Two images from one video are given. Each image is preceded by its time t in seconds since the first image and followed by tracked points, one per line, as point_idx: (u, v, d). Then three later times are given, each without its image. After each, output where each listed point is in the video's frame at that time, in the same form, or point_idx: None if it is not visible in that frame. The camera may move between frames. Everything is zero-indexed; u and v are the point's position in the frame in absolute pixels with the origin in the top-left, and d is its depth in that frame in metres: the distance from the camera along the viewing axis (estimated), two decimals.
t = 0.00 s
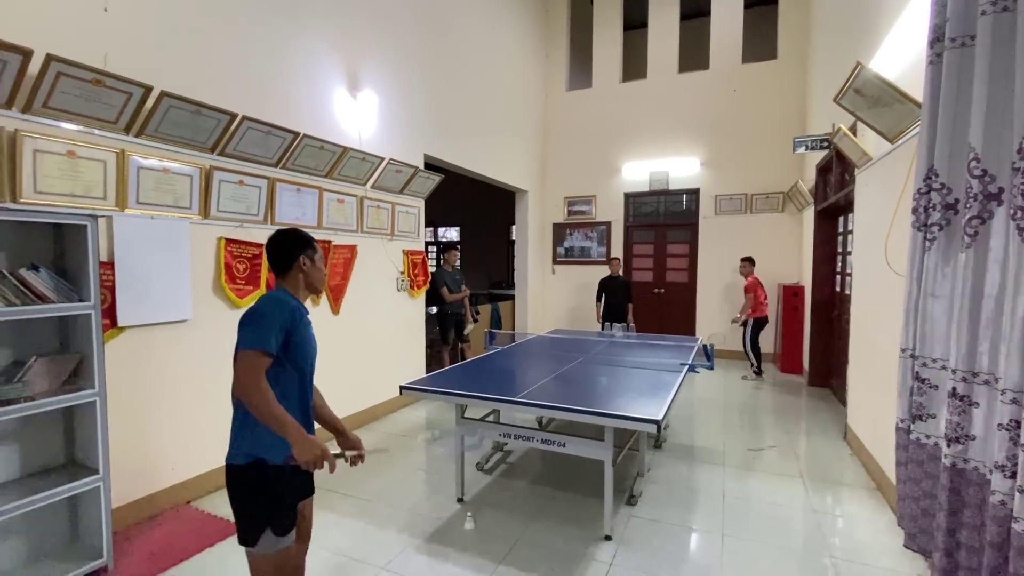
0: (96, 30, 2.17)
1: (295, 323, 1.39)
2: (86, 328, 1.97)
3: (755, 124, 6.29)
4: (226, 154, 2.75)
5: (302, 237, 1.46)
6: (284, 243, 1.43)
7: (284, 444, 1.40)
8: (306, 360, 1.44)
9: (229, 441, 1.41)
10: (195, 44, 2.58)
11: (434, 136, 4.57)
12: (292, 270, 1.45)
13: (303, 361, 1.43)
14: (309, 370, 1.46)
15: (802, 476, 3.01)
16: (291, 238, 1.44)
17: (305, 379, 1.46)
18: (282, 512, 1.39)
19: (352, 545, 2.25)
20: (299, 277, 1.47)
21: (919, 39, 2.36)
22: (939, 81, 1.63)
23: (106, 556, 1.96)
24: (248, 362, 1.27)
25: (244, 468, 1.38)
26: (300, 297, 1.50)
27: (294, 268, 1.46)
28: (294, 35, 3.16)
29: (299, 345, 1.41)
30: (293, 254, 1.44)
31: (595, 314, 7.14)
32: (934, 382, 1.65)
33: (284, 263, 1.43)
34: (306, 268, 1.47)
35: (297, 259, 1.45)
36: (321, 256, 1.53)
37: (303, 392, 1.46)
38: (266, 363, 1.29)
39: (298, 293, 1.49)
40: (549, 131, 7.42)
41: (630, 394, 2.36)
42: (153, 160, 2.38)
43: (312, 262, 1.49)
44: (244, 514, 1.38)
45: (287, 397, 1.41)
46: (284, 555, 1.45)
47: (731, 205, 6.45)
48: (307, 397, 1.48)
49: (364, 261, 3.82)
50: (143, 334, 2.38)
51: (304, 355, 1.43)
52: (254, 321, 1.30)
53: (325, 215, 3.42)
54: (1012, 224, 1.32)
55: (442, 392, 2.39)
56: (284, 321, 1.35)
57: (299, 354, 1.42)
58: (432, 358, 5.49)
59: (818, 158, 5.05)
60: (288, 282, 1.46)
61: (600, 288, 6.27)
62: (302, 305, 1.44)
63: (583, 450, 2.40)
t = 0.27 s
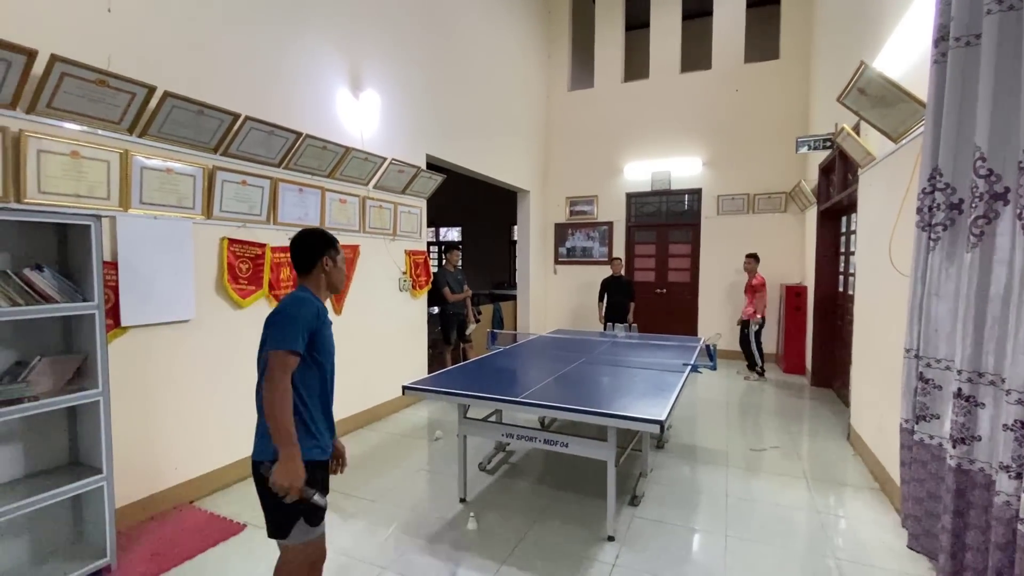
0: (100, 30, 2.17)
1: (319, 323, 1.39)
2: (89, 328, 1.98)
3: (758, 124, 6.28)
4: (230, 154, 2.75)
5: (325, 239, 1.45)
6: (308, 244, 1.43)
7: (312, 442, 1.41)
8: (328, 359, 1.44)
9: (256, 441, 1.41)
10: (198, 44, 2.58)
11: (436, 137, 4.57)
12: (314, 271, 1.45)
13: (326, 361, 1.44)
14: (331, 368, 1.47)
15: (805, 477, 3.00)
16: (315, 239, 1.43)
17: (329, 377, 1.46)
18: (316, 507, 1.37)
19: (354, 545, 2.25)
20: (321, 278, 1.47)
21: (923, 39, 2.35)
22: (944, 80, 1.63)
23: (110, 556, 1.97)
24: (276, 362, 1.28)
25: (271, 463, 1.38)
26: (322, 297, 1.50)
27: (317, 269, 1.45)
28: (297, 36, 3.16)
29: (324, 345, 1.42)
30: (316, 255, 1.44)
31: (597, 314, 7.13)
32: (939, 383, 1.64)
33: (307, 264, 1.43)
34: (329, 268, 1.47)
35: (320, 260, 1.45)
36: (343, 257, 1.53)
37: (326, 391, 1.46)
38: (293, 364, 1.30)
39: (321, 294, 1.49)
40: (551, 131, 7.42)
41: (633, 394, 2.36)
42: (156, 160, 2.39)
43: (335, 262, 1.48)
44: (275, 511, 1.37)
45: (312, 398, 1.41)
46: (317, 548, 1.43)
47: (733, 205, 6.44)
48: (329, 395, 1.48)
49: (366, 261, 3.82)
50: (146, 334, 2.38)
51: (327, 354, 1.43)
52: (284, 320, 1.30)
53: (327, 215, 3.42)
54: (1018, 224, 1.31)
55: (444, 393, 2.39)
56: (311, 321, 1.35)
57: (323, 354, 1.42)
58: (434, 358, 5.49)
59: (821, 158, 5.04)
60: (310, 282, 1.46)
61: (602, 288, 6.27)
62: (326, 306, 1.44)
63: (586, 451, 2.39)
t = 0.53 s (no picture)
0: (102, 32, 2.17)
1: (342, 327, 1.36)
2: (91, 328, 1.98)
3: (759, 125, 6.27)
4: (231, 155, 2.75)
5: (348, 242, 1.44)
6: (332, 246, 1.42)
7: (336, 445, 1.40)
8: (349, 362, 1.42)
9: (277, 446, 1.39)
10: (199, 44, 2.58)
11: (437, 137, 4.57)
12: (338, 273, 1.44)
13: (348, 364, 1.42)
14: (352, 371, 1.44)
15: (807, 478, 2.99)
16: (339, 242, 1.42)
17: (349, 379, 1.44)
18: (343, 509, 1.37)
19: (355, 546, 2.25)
20: (344, 280, 1.46)
21: (925, 39, 2.35)
22: (946, 80, 1.62)
23: (111, 556, 1.97)
24: (291, 366, 1.25)
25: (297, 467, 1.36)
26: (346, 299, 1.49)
27: (340, 272, 1.45)
28: (299, 36, 3.16)
29: (348, 350, 1.39)
30: (339, 258, 1.43)
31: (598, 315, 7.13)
32: (941, 384, 1.64)
33: (332, 267, 1.42)
34: (352, 271, 1.46)
35: (344, 262, 1.44)
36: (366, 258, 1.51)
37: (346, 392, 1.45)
38: (310, 369, 1.29)
39: (345, 296, 1.48)
40: (552, 132, 7.42)
41: (634, 395, 2.36)
42: (158, 161, 2.39)
43: (358, 265, 1.47)
44: (301, 513, 1.37)
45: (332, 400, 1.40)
46: (348, 546, 1.45)
47: (734, 205, 6.43)
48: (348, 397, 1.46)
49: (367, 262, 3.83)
50: (148, 334, 2.38)
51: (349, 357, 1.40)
52: (303, 325, 1.28)
53: (329, 215, 3.43)
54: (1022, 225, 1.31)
55: (446, 393, 2.39)
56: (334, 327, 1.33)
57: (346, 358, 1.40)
58: (435, 359, 5.49)
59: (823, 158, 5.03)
60: (333, 285, 1.44)
61: (603, 289, 6.26)
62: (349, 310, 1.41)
63: (588, 451, 2.39)
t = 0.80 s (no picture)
0: (101, 32, 2.17)
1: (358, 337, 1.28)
2: (90, 329, 1.98)
3: (759, 125, 6.27)
4: (231, 155, 2.75)
5: (346, 238, 1.36)
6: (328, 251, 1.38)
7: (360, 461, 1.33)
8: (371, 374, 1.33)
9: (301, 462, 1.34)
10: (199, 44, 2.58)
11: (436, 138, 4.57)
12: (340, 277, 1.38)
13: (370, 376, 1.33)
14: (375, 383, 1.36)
15: (807, 478, 2.99)
16: (330, 246, 1.37)
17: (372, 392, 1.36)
18: (367, 526, 1.29)
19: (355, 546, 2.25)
20: (349, 282, 1.38)
21: (925, 39, 2.35)
22: (946, 81, 1.62)
23: (110, 557, 1.96)
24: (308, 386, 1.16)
25: (318, 486, 1.31)
26: (363, 301, 1.40)
27: (339, 275, 1.38)
28: (298, 36, 3.16)
29: (368, 361, 1.31)
30: (335, 262, 1.38)
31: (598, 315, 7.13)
32: (941, 385, 1.63)
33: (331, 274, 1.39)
34: (348, 272, 1.37)
35: (338, 265, 1.38)
36: (364, 254, 1.37)
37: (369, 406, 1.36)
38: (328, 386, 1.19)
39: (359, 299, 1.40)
40: (552, 132, 7.42)
41: (634, 395, 2.35)
42: (157, 161, 2.39)
43: (351, 266, 1.37)
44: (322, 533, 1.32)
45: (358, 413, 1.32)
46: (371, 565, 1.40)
47: (735, 206, 6.43)
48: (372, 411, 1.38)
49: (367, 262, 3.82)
50: (147, 335, 2.38)
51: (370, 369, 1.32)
52: (316, 340, 1.19)
53: (328, 215, 3.43)
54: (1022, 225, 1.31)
55: (445, 394, 2.39)
56: (350, 338, 1.24)
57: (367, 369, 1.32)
58: (435, 359, 5.49)
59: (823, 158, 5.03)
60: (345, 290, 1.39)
61: (604, 289, 6.25)
62: (366, 316, 1.32)
63: (587, 452, 2.39)
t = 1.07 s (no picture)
0: (99, 32, 2.17)
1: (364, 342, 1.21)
2: (87, 329, 1.97)
3: (758, 125, 6.27)
4: (229, 155, 2.75)
5: (352, 241, 1.27)
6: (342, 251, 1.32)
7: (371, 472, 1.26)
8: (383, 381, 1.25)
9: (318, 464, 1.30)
10: (197, 44, 2.58)
11: (436, 138, 4.57)
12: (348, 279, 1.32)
13: (383, 382, 1.25)
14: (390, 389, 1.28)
15: (805, 478, 2.99)
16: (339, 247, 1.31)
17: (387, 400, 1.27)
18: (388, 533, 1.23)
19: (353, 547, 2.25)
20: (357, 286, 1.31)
21: (923, 39, 2.35)
22: (944, 81, 1.62)
23: (108, 558, 1.96)
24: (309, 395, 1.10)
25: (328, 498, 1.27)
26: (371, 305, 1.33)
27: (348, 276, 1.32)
28: (297, 36, 3.16)
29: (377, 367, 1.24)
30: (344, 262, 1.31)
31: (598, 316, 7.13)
32: (939, 386, 1.63)
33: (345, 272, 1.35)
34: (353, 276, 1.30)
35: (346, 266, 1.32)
36: (368, 259, 1.27)
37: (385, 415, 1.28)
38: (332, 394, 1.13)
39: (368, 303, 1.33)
40: (551, 132, 7.42)
41: (633, 396, 2.35)
42: (155, 161, 2.39)
43: (354, 270, 1.29)
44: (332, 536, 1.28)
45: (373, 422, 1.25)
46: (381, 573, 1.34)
47: (734, 206, 6.43)
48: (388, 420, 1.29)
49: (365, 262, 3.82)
50: (145, 335, 2.38)
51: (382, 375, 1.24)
52: (315, 348, 1.14)
53: (327, 216, 3.42)
54: (1020, 226, 1.31)
55: (444, 394, 2.38)
56: (352, 344, 1.17)
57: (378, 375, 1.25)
58: (434, 359, 5.49)
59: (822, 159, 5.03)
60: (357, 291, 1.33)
61: (603, 289, 6.25)
62: (374, 320, 1.25)
63: (586, 452, 2.38)
